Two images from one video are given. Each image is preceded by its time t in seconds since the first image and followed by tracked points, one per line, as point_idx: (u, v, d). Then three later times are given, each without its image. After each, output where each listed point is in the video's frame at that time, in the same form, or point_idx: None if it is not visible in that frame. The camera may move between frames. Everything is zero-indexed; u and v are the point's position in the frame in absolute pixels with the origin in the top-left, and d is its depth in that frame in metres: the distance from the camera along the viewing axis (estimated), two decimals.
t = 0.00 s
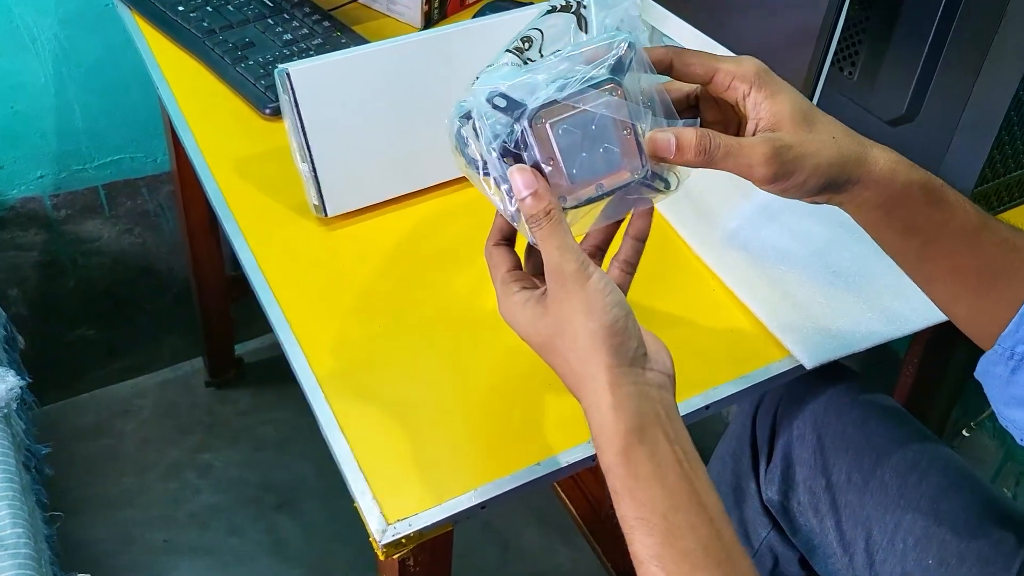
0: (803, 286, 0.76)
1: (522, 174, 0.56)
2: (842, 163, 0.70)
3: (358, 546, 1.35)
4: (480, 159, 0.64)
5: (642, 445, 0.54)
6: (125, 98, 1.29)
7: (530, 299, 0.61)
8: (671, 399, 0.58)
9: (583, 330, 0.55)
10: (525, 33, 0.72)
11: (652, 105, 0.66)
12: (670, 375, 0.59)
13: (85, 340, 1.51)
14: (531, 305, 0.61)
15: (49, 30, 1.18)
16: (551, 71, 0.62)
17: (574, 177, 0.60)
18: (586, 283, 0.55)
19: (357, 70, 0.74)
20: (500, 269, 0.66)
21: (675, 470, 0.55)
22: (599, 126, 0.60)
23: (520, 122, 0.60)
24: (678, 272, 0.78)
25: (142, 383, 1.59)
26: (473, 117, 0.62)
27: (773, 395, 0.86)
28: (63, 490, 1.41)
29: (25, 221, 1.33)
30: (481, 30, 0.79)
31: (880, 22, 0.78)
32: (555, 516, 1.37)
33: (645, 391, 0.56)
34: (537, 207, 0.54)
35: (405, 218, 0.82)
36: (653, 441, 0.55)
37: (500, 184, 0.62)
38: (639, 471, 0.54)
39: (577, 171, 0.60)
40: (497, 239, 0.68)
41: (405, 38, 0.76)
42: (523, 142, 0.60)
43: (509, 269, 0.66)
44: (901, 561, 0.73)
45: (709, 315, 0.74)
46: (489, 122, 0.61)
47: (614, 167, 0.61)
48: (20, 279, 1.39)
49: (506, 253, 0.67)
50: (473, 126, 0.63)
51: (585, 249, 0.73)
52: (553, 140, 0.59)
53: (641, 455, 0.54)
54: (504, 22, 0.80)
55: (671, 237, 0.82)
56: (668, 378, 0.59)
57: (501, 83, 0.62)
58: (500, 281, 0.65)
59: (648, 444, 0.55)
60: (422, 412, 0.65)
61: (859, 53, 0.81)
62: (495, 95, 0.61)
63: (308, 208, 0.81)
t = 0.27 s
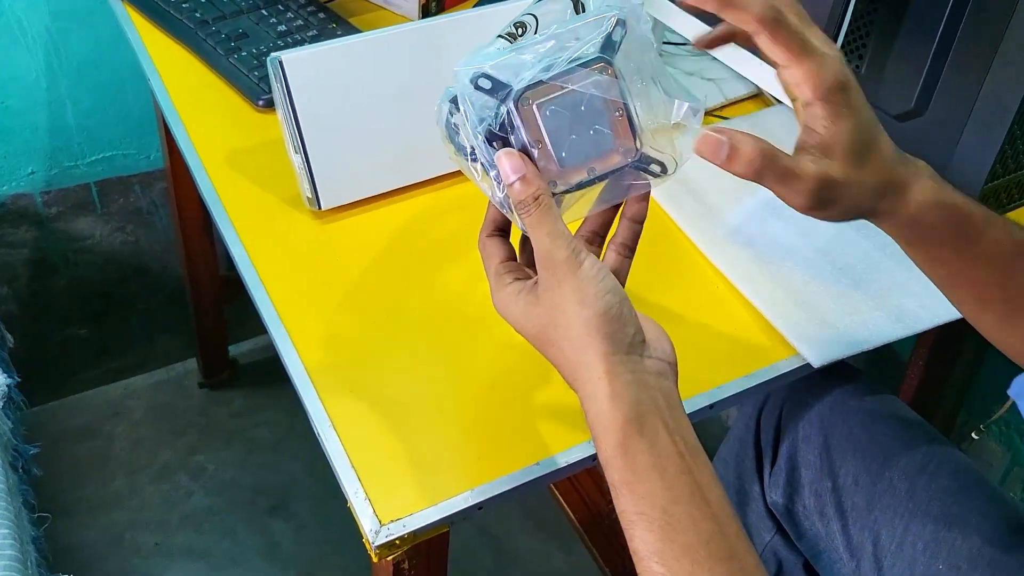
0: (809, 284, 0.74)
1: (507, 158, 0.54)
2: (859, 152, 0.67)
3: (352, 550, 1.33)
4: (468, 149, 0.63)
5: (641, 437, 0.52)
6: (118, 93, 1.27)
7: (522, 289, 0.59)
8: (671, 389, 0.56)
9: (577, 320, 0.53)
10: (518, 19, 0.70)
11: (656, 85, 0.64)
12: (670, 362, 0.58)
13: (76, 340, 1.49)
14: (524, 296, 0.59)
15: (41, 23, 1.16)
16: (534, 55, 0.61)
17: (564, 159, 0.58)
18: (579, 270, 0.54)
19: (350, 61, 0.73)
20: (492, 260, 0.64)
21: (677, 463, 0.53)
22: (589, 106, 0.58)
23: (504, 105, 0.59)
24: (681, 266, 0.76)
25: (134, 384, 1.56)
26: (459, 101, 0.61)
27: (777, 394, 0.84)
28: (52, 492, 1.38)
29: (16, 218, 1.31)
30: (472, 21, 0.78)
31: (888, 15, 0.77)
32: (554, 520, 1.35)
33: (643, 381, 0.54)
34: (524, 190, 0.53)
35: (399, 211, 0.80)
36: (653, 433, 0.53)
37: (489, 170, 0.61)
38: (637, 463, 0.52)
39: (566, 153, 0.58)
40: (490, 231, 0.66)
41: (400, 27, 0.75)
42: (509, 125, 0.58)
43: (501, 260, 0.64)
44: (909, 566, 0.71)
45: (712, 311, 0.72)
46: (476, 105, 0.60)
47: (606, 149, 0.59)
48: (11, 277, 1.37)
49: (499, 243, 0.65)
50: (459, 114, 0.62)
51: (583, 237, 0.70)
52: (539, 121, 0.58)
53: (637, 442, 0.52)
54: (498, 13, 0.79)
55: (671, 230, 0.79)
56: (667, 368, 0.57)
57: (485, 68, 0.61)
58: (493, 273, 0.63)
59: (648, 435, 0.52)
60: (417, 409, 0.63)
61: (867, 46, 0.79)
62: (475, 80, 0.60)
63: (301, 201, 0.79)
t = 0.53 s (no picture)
0: (823, 322, 0.71)
1: (482, 199, 0.53)
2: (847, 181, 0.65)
3: None
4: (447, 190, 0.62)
5: (630, 487, 0.47)
6: (113, 135, 1.26)
7: (505, 336, 0.56)
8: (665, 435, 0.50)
9: (555, 365, 0.49)
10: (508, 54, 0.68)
11: (640, 116, 0.64)
12: (662, 405, 0.52)
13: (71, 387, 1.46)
14: (507, 343, 0.56)
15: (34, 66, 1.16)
16: (505, 92, 0.61)
17: (539, 196, 0.57)
18: (556, 314, 0.50)
19: (345, 96, 0.70)
20: (478, 305, 0.61)
21: (671, 514, 0.47)
22: (565, 139, 0.57)
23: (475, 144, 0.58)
24: (687, 305, 0.73)
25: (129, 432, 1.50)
26: (430, 140, 0.61)
27: (791, 437, 0.80)
28: (44, 544, 1.34)
29: (8, 263, 1.30)
30: (462, 57, 0.76)
31: (898, 46, 0.73)
32: (564, 568, 1.30)
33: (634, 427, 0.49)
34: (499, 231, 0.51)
35: (396, 251, 0.77)
36: (643, 482, 0.47)
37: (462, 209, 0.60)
38: (626, 514, 0.46)
39: (541, 189, 0.57)
40: (478, 274, 0.63)
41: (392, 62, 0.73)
42: (481, 162, 0.58)
43: (487, 305, 0.61)
44: None
45: (721, 352, 0.69)
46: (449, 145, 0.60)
47: (583, 184, 0.58)
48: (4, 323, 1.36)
49: (487, 285, 0.62)
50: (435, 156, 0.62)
51: (571, 276, 0.65)
52: (512, 158, 0.57)
53: (626, 492, 0.47)
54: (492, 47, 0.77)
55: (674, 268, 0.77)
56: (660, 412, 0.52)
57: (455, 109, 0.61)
58: (477, 319, 0.60)
59: (637, 485, 0.47)
60: (413, 459, 0.59)
61: (875, 78, 0.76)
62: (446, 122, 0.60)
63: (293, 240, 0.76)
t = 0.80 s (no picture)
0: (830, 392, 0.67)
1: (444, 295, 0.49)
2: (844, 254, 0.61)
3: None
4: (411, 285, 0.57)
5: None
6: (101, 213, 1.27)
7: (480, 442, 0.52)
8: (656, 542, 0.47)
9: (532, 476, 0.46)
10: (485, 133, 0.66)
11: (616, 197, 0.58)
12: (650, 508, 0.49)
13: (57, 474, 1.42)
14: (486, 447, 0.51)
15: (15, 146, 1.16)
16: (467, 180, 0.56)
17: (508, 291, 0.52)
18: (528, 418, 0.46)
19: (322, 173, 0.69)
20: (453, 405, 0.56)
21: None
22: (533, 230, 0.53)
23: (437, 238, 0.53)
24: (684, 381, 0.70)
25: (116, 518, 1.42)
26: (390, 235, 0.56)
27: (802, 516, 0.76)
28: None
29: None
30: (440, 130, 0.75)
31: (889, 100, 0.72)
32: None
33: (620, 536, 0.46)
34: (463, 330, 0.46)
35: (379, 333, 0.74)
36: None
37: (427, 307, 0.55)
38: None
39: (510, 285, 0.52)
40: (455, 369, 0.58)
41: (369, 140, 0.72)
42: (444, 257, 0.53)
43: (464, 405, 0.56)
44: None
45: (723, 430, 0.65)
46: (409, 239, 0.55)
47: (557, 276, 0.53)
48: None
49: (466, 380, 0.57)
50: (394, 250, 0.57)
51: (554, 370, 0.60)
52: (476, 253, 0.52)
53: None
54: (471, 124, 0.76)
55: (664, 343, 0.74)
56: (649, 515, 0.48)
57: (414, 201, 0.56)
58: (454, 423, 0.55)
59: None
60: (400, 559, 0.55)
61: (869, 134, 0.75)
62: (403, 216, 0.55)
63: (272, 324, 0.73)
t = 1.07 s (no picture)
0: (840, 407, 0.63)
1: (418, 334, 0.45)
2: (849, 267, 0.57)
3: None
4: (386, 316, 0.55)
5: None
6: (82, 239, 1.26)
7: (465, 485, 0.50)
8: None
9: (517, 530, 0.44)
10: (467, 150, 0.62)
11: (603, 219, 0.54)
12: (646, 555, 0.47)
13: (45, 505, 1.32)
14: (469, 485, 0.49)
15: None
16: (442, 205, 0.53)
17: (485, 327, 0.49)
18: (510, 466, 0.45)
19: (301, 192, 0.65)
20: (437, 445, 0.54)
21: None
22: (510, 261, 0.50)
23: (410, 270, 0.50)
24: (686, 399, 0.66)
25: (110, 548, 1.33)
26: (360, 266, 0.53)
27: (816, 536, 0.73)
28: None
29: None
30: (426, 142, 0.71)
31: (886, 100, 0.70)
32: None
33: None
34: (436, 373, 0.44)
35: (364, 359, 0.71)
36: None
37: (402, 342, 0.52)
38: None
39: (488, 320, 0.49)
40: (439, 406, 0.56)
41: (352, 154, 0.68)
42: (417, 292, 0.50)
43: (448, 446, 0.54)
44: None
45: (728, 450, 0.62)
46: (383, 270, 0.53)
47: (537, 309, 0.50)
48: None
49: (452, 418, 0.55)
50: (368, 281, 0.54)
51: (542, 405, 0.59)
52: (451, 287, 0.49)
53: None
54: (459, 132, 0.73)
55: (660, 356, 0.70)
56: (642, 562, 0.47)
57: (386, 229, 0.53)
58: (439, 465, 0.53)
59: None
60: None
61: (869, 134, 0.73)
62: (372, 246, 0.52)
63: (253, 352, 0.70)
